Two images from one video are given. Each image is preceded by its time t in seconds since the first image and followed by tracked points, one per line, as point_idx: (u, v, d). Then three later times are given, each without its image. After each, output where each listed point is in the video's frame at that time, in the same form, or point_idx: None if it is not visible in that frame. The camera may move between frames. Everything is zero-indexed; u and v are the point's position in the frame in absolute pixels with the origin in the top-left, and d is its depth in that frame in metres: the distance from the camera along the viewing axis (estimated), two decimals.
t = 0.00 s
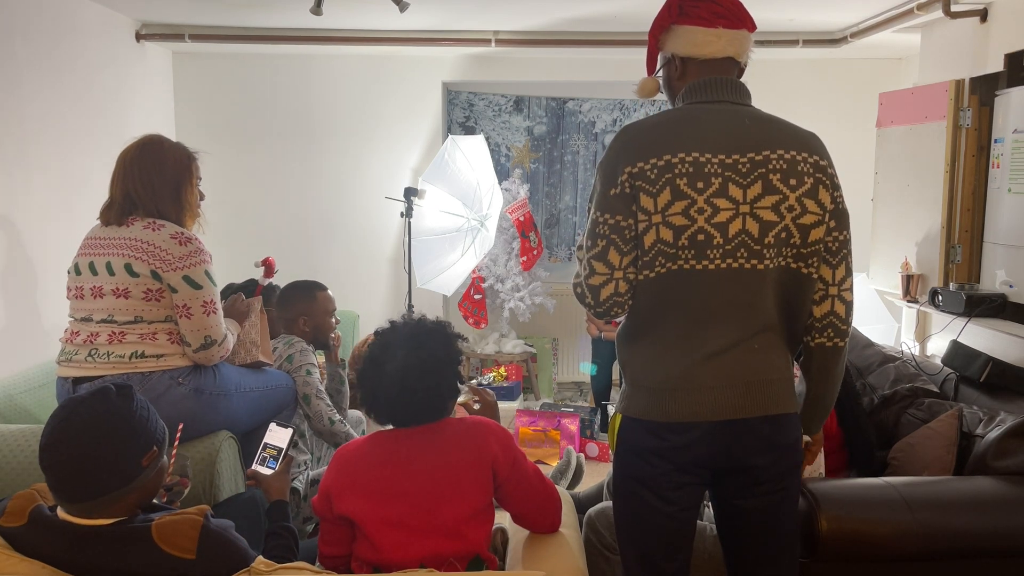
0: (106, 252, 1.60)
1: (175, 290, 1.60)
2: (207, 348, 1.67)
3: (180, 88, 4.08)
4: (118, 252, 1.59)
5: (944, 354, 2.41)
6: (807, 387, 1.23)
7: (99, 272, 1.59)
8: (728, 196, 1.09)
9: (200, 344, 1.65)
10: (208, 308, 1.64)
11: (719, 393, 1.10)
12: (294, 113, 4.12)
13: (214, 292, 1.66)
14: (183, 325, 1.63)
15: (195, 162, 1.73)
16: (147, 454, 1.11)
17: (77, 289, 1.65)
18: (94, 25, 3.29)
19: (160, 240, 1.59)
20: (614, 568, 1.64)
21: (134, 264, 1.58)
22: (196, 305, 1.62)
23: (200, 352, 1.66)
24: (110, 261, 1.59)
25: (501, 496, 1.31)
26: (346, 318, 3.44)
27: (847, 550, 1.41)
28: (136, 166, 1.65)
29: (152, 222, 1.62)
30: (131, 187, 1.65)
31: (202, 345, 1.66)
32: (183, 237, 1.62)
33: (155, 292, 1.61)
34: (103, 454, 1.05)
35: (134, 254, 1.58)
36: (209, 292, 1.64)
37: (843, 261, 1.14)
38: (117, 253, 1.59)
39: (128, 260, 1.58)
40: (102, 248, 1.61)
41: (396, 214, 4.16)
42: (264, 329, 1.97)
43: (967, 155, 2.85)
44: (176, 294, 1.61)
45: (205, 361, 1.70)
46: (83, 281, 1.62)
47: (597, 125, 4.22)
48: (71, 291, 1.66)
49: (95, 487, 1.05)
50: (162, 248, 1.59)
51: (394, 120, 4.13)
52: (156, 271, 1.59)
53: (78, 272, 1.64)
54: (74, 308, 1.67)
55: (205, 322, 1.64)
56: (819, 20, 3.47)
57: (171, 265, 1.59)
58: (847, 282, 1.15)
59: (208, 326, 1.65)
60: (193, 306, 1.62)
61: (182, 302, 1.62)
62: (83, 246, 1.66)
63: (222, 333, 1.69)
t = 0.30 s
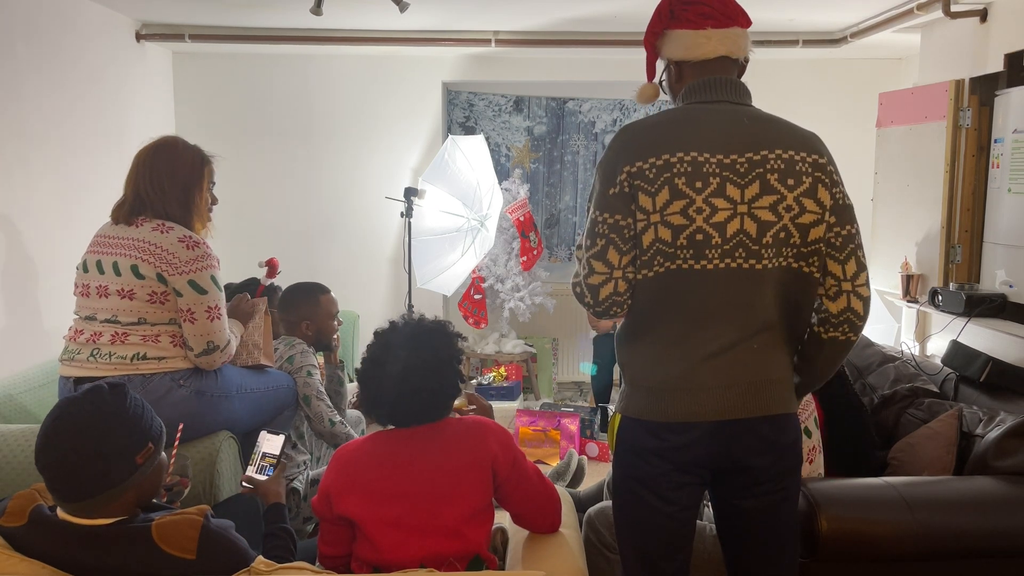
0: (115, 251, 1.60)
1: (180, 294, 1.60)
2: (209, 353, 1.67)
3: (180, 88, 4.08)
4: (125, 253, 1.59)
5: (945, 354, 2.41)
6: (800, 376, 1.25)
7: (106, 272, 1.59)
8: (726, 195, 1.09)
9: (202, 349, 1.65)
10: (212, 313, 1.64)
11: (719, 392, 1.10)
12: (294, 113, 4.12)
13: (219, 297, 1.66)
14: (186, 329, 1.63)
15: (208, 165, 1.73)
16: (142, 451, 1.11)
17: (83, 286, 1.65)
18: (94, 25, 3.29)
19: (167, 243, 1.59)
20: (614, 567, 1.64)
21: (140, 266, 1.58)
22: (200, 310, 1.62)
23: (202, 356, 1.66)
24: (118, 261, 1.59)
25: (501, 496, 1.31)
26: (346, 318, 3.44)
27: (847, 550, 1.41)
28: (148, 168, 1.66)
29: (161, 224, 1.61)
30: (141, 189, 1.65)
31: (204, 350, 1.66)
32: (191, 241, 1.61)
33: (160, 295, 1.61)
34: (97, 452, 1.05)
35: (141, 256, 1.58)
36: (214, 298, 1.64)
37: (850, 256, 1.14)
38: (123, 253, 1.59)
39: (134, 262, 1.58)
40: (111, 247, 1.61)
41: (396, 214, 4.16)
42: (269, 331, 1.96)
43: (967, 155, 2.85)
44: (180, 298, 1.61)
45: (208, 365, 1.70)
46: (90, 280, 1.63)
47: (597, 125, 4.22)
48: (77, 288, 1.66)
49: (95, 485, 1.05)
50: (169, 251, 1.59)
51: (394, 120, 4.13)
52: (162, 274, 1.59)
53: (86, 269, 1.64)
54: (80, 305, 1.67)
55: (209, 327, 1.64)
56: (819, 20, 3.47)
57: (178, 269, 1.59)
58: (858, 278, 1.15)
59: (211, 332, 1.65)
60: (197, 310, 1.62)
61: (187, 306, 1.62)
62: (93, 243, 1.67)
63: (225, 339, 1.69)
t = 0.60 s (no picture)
0: (116, 252, 1.60)
1: (181, 296, 1.60)
2: (209, 355, 1.67)
3: (180, 88, 4.08)
4: (125, 254, 1.59)
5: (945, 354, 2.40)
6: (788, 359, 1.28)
7: (106, 272, 1.59)
8: (723, 196, 1.09)
9: (202, 351, 1.65)
10: (212, 315, 1.64)
11: (717, 393, 1.10)
12: (294, 112, 4.12)
13: (219, 299, 1.65)
14: (186, 331, 1.63)
15: (210, 167, 1.73)
16: (141, 445, 1.11)
17: (82, 287, 1.65)
18: (94, 25, 3.29)
19: (168, 245, 1.59)
20: (613, 567, 1.64)
21: (141, 267, 1.58)
22: (200, 312, 1.62)
23: (202, 359, 1.66)
24: (118, 262, 1.59)
25: (501, 495, 1.31)
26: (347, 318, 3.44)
27: (848, 551, 1.41)
28: (149, 169, 1.65)
29: (162, 226, 1.61)
30: (142, 190, 1.65)
31: (204, 352, 1.66)
32: (191, 242, 1.61)
33: (160, 296, 1.61)
34: (97, 447, 1.05)
35: (141, 258, 1.58)
36: (215, 301, 1.64)
37: (855, 255, 1.14)
38: (124, 254, 1.59)
39: (134, 263, 1.58)
40: (112, 248, 1.61)
41: (396, 214, 4.16)
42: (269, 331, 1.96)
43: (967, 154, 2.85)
44: (180, 300, 1.61)
45: (208, 368, 1.70)
46: (90, 280, 1.62)
47: (597, 125, 4.22)
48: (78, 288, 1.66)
49: (94, 482, 1.05)
50: (169, 253, 1.59)
51: (394, 120, 4.13)
52: (162, 276, 1.59)
53: (86, 270, 1.64)
54: (79, 306, 1.67)
55: (209, 329, 1.64)
56: (819, 20, 3.47)
57: (179, 270, 1.59)
58: (866, 277, 1.14)
59: (212, 334, 1.64)
60: (197, 312, 1.62)
61: (187, 308, 1.62)
62: (93, 243, 1.66)
63: (226, 341, 1.69)
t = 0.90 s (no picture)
0: (95, 257, 1.59)
1: (178, 295, 1.60)
2: (208, 354, 1.67)
3: (180, 88, 4.08)
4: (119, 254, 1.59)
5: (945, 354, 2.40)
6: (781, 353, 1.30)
7: (89, 278, 1.58)
8: (725, 198, 1.09)
9: (201, 350, 1.66)
10: (210, 314, 1.64)
11: (717, 394, 1.10)
12: (294, 112, 4.12)
13: (217, 298, 1.66)
14: (184, 329, 1.63)
15: (204, 166, 1.74)
16: (144, 437, 1.16)
17: (64, 293, 1.64)
18: (94, 26, 3.29)
19: (163, 244, 1.59)
20: (614, 568, 1.63)
21: (138, 268, 1.58)
22: (198, 311, 1.63)
23: (201, 357, 1.67)
24: (100, 267, 1.58)
25: (501, 494, 1.31)
26: (346, 318, 3.44)
27: (845, 552, 1.40)
28: (137, 169, 1.64)
29: (158, 225, 1.61)
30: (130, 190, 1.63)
31: (203, 351, 1.66)
32: (188, 241, 1.61)
33: (157, 296, 1.61)
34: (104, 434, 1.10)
35: (138, 258, 1.58)
36: (213, 299, 1.64)
37: (857, 259, 1.14)
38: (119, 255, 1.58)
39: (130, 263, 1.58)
40: (92, 252, 1.60)
41: (396, 214, 4.17)
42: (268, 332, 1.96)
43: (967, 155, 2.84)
44: (177, 298, 1.61)
45: (207, 367, 1.71)
46: (72, 286, 1.61)
47: (597, 125, 4.23)
48: (59, 294, 1.65)
49: (100, 471, 1.10)
50: (166, 252, 1.59)
51: (394, 120, 4.13)
52: (160, 275, 1.59)
53: (66, 276, 1.63)
54: (63, 314, 1.66)
55: (207, 328, 1.64)
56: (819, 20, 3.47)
57: (175, 270, 1.59)
58: (867, 283, 1.15)
59: (210, 333, 1.65)
60: (196, 312, 1.62)
61: (184, 307, 1.62)
62: (71, 249, 1.65)
63: (224, 340, 1.69)
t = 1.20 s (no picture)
0: (93, 257, 1.59)
1: (165, 293, 1.60)
2: (197, 351, 1.66)
3: (180, 88, 4.08)
4: (105, 256, 1.58)
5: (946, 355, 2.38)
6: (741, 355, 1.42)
7: (87, 277, 1.59)
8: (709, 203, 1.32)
9: (190, 346, 1.64)
10: (197, 310, 1.63)
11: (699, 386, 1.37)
12: (295, 112, 4.12)
13: (204, 293, 1.65)
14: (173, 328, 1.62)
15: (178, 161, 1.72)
16: (147, 444, 1.16)
17: (63, 294, 1.64)
18: (94, 27, 3.29)
19: (149, 243, 1.59)
20: (614, 568, 1.62)
21: (125, 268, 1.58)
22: (185, 307, 1.62)
23: (190, 354, 1.66)
24: (97, 266, 1.58)
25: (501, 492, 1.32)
26: (346, 318, 3.44)
27: (844, 553, 1.39)
28: (120, 170, 1.63)
29: (140, 224, 1.61)
30: (114, 192, 1.62)
31: (192, 348, 1.65)
32: (173, 238, 1.61)
33: (146, 296, 1.61)
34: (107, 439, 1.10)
35: (124, 258, 1.58)
36: (200, 294, 1.63)
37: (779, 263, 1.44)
38: (107, 257, 1.58)
39: (117, 264, 1.58)
40: (89, 253, 1.60)
41: (396, 214, 4.17)
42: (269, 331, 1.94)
43: (967, 154, 2.82)
44: (165, 296, 1.60)
45: (195, 364, 1.69)
46: (70, 287, 1.62)
47: (597, 126, 4.33)
48: (58, 296, 1.65)
49: (100, 478, 1.10)
50: (151, 250, 1.59)
51: (394, 120, 4.13)
52: (148, 274, 1.58)
53: (64, 277, 1.64)
54: (62, 315, 1.66)
55: (195, 325, 1.63)
56: (819, 20, 3.47)
57: (161, 267, 1.58)
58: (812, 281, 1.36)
59: (199, 328, 1.64)
60: (183, 308, 1.61)
61: (172, 305, 1.61)
62: (67, 251, 1.65)
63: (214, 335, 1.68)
